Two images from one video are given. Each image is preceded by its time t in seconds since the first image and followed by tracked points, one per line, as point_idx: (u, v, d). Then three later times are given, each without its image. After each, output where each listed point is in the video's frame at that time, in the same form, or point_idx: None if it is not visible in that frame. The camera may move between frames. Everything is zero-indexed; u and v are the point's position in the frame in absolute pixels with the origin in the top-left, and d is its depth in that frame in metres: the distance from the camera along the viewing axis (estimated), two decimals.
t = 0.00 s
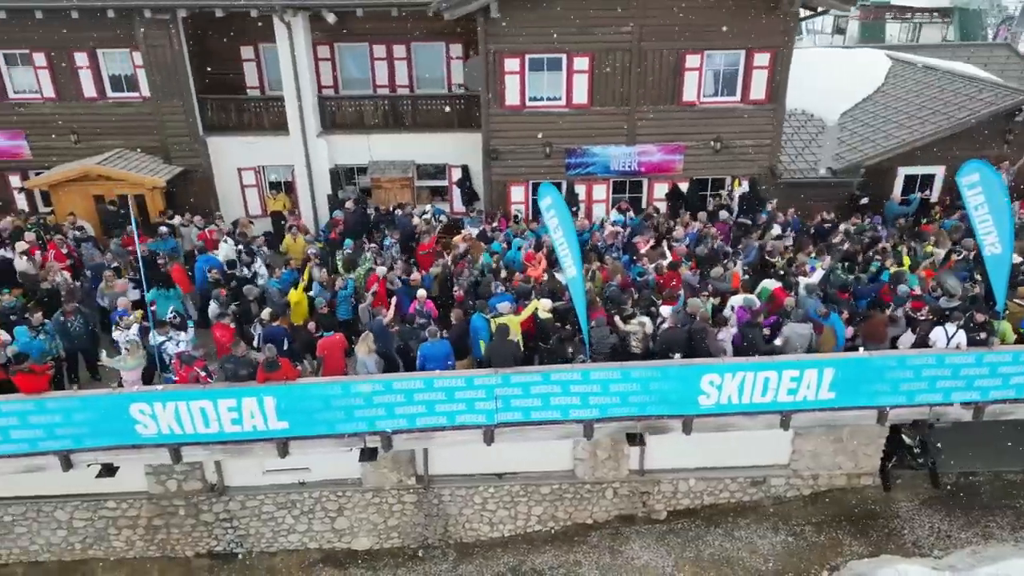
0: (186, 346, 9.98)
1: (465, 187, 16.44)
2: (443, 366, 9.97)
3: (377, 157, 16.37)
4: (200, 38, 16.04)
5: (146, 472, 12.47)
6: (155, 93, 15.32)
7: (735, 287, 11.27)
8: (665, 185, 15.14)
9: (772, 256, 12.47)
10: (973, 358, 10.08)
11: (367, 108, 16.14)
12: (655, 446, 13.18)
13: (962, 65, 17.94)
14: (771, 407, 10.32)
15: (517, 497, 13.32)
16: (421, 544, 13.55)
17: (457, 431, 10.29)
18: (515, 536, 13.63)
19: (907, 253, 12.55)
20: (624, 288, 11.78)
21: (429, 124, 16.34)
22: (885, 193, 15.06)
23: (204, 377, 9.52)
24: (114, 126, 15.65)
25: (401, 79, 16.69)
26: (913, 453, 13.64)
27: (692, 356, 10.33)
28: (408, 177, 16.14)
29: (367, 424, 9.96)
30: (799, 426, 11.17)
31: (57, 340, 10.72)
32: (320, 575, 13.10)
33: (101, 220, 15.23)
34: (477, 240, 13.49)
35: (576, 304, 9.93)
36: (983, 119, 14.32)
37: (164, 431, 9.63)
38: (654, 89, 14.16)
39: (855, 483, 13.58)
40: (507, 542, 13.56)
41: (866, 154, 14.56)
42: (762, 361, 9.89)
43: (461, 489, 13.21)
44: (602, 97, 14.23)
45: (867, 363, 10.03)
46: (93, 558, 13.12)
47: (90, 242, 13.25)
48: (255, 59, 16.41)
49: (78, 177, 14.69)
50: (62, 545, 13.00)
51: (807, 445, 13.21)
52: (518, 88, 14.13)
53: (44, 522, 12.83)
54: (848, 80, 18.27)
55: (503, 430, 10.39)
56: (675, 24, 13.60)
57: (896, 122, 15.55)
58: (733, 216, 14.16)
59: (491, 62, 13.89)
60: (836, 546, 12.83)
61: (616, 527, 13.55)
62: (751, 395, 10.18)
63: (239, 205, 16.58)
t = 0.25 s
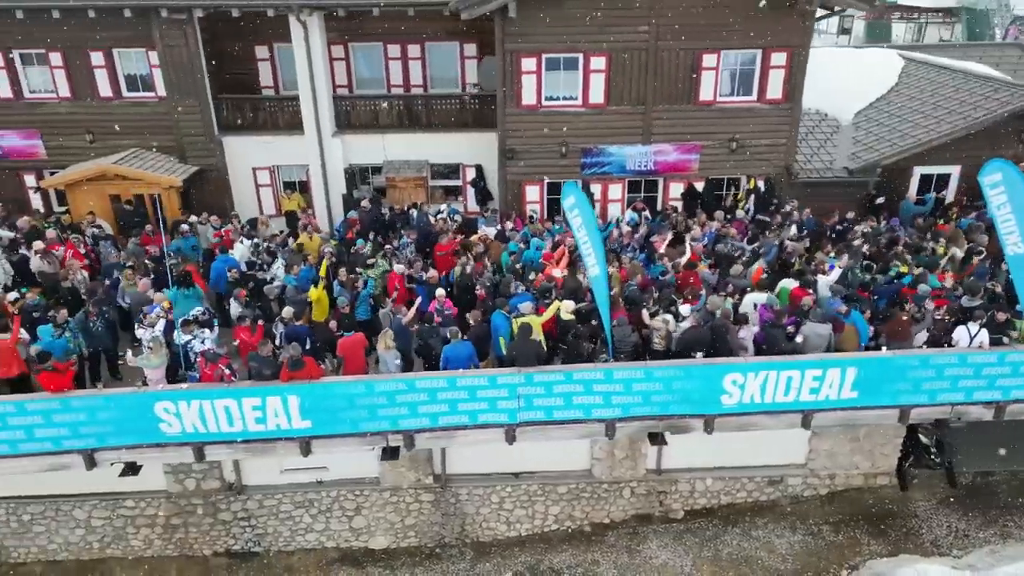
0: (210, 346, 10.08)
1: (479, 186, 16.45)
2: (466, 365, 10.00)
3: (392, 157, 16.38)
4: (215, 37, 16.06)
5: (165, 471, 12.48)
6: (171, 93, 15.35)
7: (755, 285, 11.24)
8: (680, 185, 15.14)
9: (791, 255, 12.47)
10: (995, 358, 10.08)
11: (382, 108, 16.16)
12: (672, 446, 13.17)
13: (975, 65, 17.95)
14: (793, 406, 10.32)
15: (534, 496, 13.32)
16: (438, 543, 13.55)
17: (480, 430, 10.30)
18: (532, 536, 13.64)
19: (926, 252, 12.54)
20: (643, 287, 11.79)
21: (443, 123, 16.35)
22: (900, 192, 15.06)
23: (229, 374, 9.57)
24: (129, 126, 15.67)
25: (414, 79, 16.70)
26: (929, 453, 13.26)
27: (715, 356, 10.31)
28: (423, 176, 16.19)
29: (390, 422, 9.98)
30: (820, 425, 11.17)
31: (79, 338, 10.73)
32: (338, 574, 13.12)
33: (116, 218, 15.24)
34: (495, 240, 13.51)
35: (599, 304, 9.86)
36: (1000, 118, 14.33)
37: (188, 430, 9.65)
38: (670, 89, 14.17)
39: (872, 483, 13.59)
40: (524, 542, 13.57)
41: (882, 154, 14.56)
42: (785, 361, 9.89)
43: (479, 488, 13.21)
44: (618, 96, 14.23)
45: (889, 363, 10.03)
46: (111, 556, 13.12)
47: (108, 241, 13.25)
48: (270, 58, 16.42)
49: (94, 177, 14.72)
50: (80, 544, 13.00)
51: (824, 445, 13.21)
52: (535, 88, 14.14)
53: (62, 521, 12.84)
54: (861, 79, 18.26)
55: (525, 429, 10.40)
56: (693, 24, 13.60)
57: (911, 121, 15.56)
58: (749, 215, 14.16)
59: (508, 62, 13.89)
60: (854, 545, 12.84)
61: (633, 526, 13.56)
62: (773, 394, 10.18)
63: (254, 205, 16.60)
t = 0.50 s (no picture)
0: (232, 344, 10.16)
1: (493, 186, 16.46)
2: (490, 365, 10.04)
3: (406, 156, 16.39)
4: (230, 37, 16.08)
5: (183, 471, 12.50)
6: (187, 92, 15.37)
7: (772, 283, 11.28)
8: (696, 184, 15.14)
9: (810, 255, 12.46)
10: (1017, 357, 10.07)
11: (396, 108, 16.17)
12: (689, 445, 13.16)
13: (988, 65, 17.94)
14: (814, 406, 10.31)
15: (551, 495, 13.29)
16: (455, 543, 13.55)
17: (501, 429, 10.31)
18: (548, 535, 13.63)
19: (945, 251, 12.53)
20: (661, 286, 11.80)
21: (457, 123, 16.36)
22: (915, 192, 15.05)
23: (254, 374, 9.62)
24: (144, 126, 15.69)
25: (428, 79, 16.71)
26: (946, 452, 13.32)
27: (738, 355, 10.29)
28: (437, 176, 16.18)
29: (412, 422, 9.99)
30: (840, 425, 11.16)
31: (99, 338, 10.75)
32: (355, 574, 13.12)
33: (131, 218, 15.26)
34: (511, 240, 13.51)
35: (621, 303, 9.88)
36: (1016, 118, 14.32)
37: (211, 429, 9.66)
38: (686, 89, 14.18)
39: (889, 483, 13.58)
40: (541, 541, 13.57)
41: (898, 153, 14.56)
42: (808, 360, 9.88)
43: (496, 488, 13.20)
44: (634, 96, 14.24)
45: (912, 362, 10.03)
46: (129, 556, 13.13)
47: (125, 241, 13.27)
48: (284, 58, 16.43)
49: (110, 177, 14.75)
50: (98, 543, 13.01)
51: (841, 445, 13.20)
52: (551, 88, 14.15)
53: (80, 520, 12.84)
54: (874, 79, 18.24)
55: (547, 429, 10.40)
56: (709, 23, 13.60)
57: (926, 121, 15.55)
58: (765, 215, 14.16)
59: (524, 61, 13.90)
60: (872, 545, 12.84)
61: (650, 526, 13.55)
62: (795, 394, 10.17)
63: (268, 205, 16.61)
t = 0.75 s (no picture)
0: (250, 342, 10.23)
1: (506, 186, 16.45)
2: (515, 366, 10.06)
3: (419, 156, 16.38)
4: (243, 37, 16.09)
5: (200, 470, 12.50)
6: (201, 93, 15.39)
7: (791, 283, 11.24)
8: (710, 184, 15.14)
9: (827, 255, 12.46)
10: None
11: (409, 107, 16.19)
12: (705, 445, 13.14)
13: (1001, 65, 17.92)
14: (835, 406, 10.30)
15: (567, 495, 13.26)
16: (470, 543, 13.54)
17: (521, 430, 10.31)
18: (564, 535, 13.62)
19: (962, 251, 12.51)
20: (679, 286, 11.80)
21: (470, 123, 16.37)
22: (930, 192, 15.03)
23: (277, 373, 9.65)
24: (158, 126, 15.70)
25: (441, 79, 16.71)
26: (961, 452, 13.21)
27: (759, 355, 10.31)
28: (450, 176, 16.19)
29: (433, 422, 9.99)
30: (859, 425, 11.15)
31: (118, 338, 10.74)
32: (371, 574, 13.11)
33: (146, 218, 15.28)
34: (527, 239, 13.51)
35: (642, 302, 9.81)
36: None
37: (233, 429, 9.68)
38: (701, 89, 14.17)
39: (904, 483, 13.56)
40: (556, 541, 13.55)
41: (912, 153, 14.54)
42: (829, 360, 9.87)
43: (511, 488, 13.18)
44: (649, 96, 14.24)
45: (932, 363, 10.02)
46: (145, 556, 13.13)
47: (142, 241, 13.30)
48: (297, 58, 16.43)
49: (125, 177, 14.76)
50: (114, 543, 13.00)
51: (857, 445, 13.18)
52: (566, 87, 14.15)
53: (96, 520, 12.83)
54: (885, 79, 18.27)
55: (566, 429, 10.39)
56: (725, 23, 13.59)
57: (940, 121, 15.54)
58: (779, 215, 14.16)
59: (540, 61, 13.90)
60: (889, 545, 12.83)
61: (666, 526, 13.54)
62: (815, 394, 10.16)
63: (280, 204, 16.62)
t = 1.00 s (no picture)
0: (269, 340, 10.21)
1: (519, 186, 16.44)
2: (537, 365, 10.11)
3: (432, 156, 16.37)
4: (257, 37, 16.10)
5: (216, 470, 12.50)
6: (215, 92, 15.39)
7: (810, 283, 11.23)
8: (725, 184, 15.13)
9: (845, 255, 12.44)
10: None
11: (423, 107, 16.19)
12: (721, 445, 13.12)
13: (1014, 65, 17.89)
14: (855, 406, 10.29)
15: (582, 496, 13.24)
16: (485, 543, 13.54)
17: (541, 430, 10.30)
18: (579, 535, 13.61)
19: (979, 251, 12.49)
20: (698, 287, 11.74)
21: (483, 124, 16.36)
22: (944, 193, 15.02)
23: (299, 374, 9.68)
24: (172, 126, 15.71)
25: (453, 79, 16.71)
26: (976, 453, 13.54)
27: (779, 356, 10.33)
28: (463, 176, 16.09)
29: (453, 422, 10.00)
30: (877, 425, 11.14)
31: (136, 338, 10.75)
32: (387, 574, 13.10)
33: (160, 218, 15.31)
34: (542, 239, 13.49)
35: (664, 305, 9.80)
36: None
37: (254, 429, 9.69)
38: (716, 89, 14.16)
39: (920, 483, 13.55)
40: (571, 541, 13.54)
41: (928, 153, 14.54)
42: (850, 361, 9.86)
43: (527, 488, 13.17)
44: (664, 96, 14.23)
45: (953, 363, 10.01)
46: (161, 555, 13.14)
47: (159, 242, 13.34)
48: (310, 59, 16.43)
49: (140, 177, 14.78)
50: (130, 543, 13.01)
51: (873, 445, 13.17)
52: (581, 88, 14.13)
53: (112, 520, 12.83)
54: (897, 79, 18.31)
55: (586, 429, 10.38)
56: (740, 23, 13.58)
57: (954, 121, 15.52)
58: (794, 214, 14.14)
59: (555, 61, 13.89)
60: (906, 546, 12.82)
61: (681, 526, 13.52)
62: (836, 394, 10.15)
63: (293, 205, 16.63)
